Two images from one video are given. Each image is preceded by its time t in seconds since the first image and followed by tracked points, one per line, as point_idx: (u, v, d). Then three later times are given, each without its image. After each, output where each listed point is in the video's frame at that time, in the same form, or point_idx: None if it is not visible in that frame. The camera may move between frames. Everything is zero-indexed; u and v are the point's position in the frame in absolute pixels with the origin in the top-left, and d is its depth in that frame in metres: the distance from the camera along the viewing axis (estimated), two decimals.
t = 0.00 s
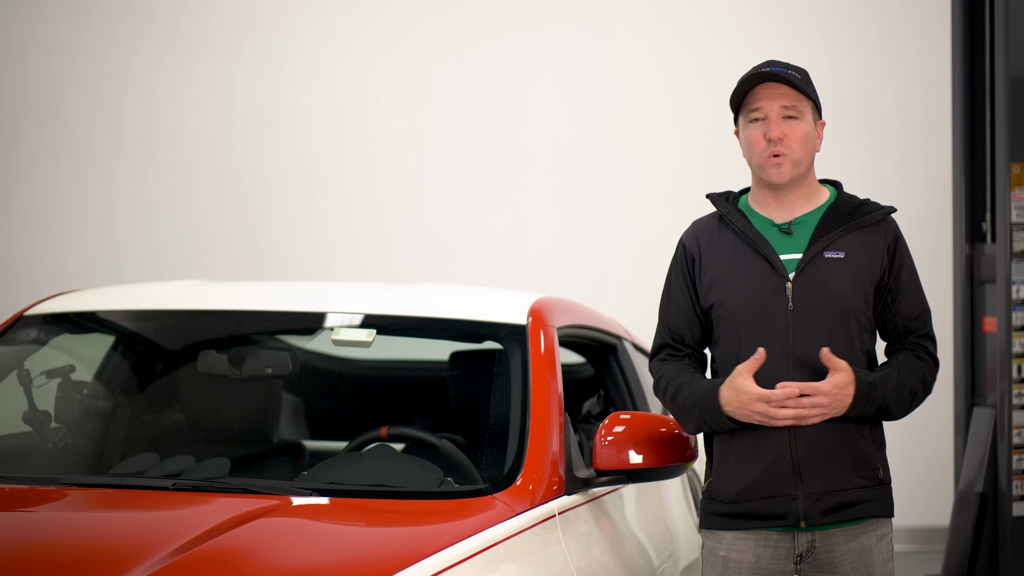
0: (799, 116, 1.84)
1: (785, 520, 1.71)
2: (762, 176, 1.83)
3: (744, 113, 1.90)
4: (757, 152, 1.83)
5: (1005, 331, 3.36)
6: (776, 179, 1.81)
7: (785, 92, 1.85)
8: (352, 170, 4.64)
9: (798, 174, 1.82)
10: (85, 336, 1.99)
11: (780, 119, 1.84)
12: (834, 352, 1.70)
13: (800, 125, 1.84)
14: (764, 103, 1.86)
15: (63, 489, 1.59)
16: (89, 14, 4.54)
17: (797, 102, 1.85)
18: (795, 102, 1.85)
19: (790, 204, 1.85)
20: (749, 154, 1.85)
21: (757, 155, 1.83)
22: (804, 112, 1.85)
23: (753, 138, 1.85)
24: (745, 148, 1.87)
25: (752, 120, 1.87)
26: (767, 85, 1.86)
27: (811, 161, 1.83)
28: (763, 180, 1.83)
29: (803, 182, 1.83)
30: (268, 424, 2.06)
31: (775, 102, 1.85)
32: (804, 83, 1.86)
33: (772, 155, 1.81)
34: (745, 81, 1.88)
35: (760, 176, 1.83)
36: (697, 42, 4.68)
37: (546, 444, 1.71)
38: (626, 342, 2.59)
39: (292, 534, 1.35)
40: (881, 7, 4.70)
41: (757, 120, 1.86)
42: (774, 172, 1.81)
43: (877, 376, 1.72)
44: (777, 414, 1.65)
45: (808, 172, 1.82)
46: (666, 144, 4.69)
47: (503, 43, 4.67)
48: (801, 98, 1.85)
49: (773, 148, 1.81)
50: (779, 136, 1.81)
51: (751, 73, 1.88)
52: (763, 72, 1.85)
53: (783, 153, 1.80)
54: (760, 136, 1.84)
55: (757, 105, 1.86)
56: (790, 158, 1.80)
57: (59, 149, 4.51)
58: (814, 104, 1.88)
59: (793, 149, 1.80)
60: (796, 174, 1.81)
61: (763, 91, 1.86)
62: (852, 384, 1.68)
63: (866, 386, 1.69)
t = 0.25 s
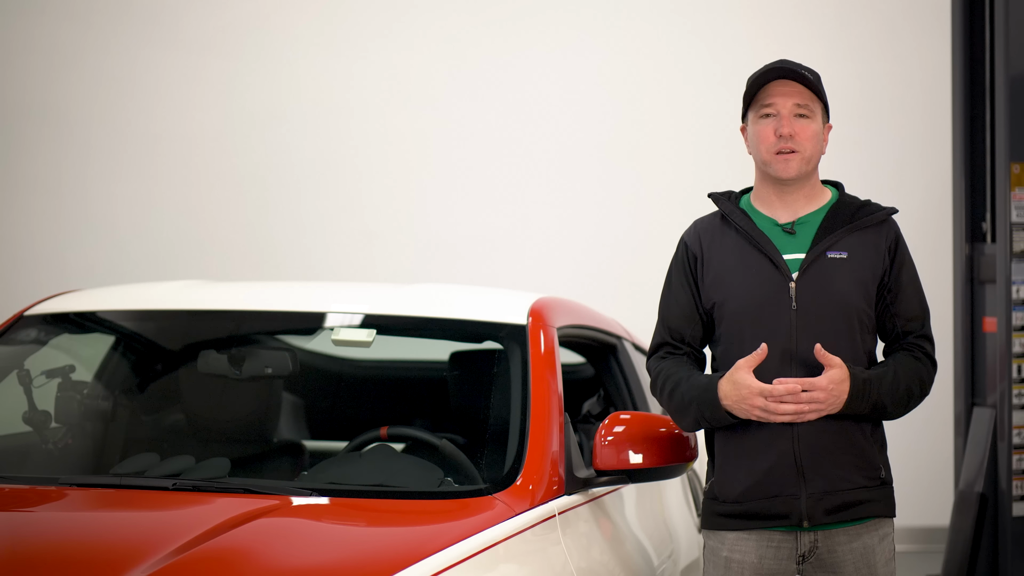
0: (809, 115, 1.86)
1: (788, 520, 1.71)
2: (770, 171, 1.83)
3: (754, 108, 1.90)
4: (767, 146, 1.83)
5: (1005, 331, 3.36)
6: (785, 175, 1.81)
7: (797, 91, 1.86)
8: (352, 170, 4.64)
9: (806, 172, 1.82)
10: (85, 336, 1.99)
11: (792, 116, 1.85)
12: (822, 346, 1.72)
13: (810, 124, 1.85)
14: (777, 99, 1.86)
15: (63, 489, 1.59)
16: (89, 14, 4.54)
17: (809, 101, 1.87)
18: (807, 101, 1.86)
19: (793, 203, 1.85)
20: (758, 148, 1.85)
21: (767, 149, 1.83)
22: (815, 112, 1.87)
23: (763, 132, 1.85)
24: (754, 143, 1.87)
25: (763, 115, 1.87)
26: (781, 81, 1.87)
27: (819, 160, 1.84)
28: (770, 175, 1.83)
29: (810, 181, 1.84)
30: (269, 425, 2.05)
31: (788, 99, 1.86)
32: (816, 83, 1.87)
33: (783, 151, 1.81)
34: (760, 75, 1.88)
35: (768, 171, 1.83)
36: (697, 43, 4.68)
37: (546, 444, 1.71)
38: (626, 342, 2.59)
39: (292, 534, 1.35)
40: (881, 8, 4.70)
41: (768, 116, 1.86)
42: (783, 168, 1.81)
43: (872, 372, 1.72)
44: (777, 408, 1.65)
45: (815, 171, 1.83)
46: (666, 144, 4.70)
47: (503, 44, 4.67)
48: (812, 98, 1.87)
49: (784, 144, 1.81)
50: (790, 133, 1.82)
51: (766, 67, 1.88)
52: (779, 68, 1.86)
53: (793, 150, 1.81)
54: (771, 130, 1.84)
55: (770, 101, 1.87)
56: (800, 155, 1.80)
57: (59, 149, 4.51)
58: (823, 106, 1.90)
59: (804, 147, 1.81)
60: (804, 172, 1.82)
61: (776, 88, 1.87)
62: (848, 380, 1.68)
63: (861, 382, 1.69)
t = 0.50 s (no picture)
0: (815, 116, 1.86)
1: (788, 518, 1.71)
2: (775, 170, 1.82)
3: (761, 107, 1.89)
4: (773, 145, 1.83)
5: (1005, 332, 3.36)
6: (789, 174, 1.81)
7: (803, 91, 1.87)
8: (352, 170, 4.64)
9: (810, 172, 1.82)
10: (85, 336, 1.99)
11: (798, 115, 1.85)
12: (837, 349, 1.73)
13: (815, 124, 1.85)
14: (783, 98, 1.86)
15: (63, 489, 1.59)
16: (89, 13, 4.54)
17: (814, 102, 1.87)
18: (812, 101, 1.87)
19: (796, 203, 1.85)
20: (763, 146, 1.84)
21: (773, 148, 1.82)
22: (820, 113, 1.87)
23: (769, 131, 1.84)
24: (759, 141, 1.87)
25: (769, 114, 1.87)
26: (788, 81, 1.87)
27: (823, 161, 1.84)
28: (775, 174, 1.83)
29: (814, 181, 1.84)
30: (268, 425, 2.04)
31: (794, 99, 1.86)
32: (822, 84, 1.88)
33: (788, 150, 1.81)
34: (767, 73, 1.88)
35: (772, 170, 1.83)
36: (697, 43, 4.68)
37: (546, 444, 1.71)
38: (626, 342, 2.59)
39: (291, 534, 1.35)
40: (881, 8, 4.70)
41: (774, 115, 1.86)
42: (788, 167, 1.81)
43: (880, 378, 1.72)
44: (783, 413, 1.66)
45: (819, 171, 1.83)
46: (666, 144, 4.70)
47: (504, 43, 4.67)
48: (817, 98, 1.88)
49: (789, 143, 1.81)
50: (797, 132, 1.82)
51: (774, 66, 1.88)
52: (787, 67, 1.86)
53: (799, 149, 1.81)
54: (778, 129, 1.84)
55: (776, 100, 1.87)
56: (805, 154, 1.80)
57: (59, 148, 4.51)
58: (828, 107, 1.91)
59: (809, 146, 1.81)
60: (809, 172, 1.81)
61: (783, 87, 1.87)
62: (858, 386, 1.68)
63: (869, 388, 1.70)
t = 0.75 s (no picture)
0: (810, 115, 1.85)
1: (788, 517, 1.72)
2: (772, 173, 1.82)
3: (756, 111, 1.89)
4: (769, 149, 1.83)
5: (1005, 332, 3.36)
6: (786, 176, 1.81)
7: (796, 92, 1.86)
8: (353, 170, 4.64)
9: (808, 173, 1.81)
10: (85, 336, 1.99)
11: (792, 117, 1.84)
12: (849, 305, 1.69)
13: (811, 123, 1.84)
14: (776, 102, 1.86)
15: (63, 489, 1.59)
16: (89, 13, 4.54)
17: (809, 101, 1.86)
18: (807, 101, 1.85)
19: (799, 202, 1.84)
20: (760, 151, 1.85)
21: (769, 152, 1.82)
22: (816, 112, 1.86)
23: (764, 135, 1.84)
24: (756, 146, 1.87)
25: (764, 118, 1.87)
26: (781, 83, 1.86)
27: (821, 160, 1.83)
28: (773, 177, 1.83)
29: (813, 181, 1.83)
30: (268, 425, 2.04)
31: (788, 101, 1.85)
32: (816, 83, 1.86)
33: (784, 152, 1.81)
34: (759, 78, 1.87)
35: (770, 173, 1.83)
36: (697, 42, 4.68)
37: (546, 444, 1.71)
38: (626, 342, 2.59)
39: (291, 534, 1.35)
40: (881, 8, 4.70)
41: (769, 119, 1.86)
42: (784, 170, 1.81)
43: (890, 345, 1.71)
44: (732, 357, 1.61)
45: (817, 170, 1.82)
46: (666, 144, 4.70)
47: (504, 43, 4.66)
48: (812, 97, 1.86)
49: (784, 145, 1.81)
50: (791, 134, 1.81)
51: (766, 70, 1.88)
52: (778, 70, 1.85)
53: (794, 150, 1.80)
54: (772, 133, 1.83)
55: (770, 104, 1.86)
56: (801, 155, 1.80)
57: (60, 148, 4.51)
58: (825, 105, 1.89)
59: (804, 147, 1.80)
60: (806, 172, 1.81)
61: (776, 90, 1.87)
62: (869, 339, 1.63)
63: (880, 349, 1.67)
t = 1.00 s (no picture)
0: (801, 117, 1.84)
1: (787, 517, 1.72)
2: (765, 176, 1.83)
3: (748, 115, 1.90)
4: (760, 154, 1.84)
5: (1005, 332, 3.36)
6: (778, 180, 1.81)
7: (785, 93, 1.85)
8: (352, 170, 4.64)
9: (800, 174, 1.81)
10: (85, 336, 1.99)
11: (782, 120, 1.84)
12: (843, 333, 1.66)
13: (802, 125, 1.83)
14: (766, 105, 1.86)
15: (63, 489, 1.59)
16: (89, 13, 4.54)
17: (800, 102, 1.85)
18: (797, 103, 1.85)
19: (796, 203, 1.84)
20: (752, 155, 1.86)
21: (759, 156, 1.83)
22: (807, 113, 1.85)
23: (755, 140, 1.85)
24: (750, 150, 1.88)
25: (755, 123, 1.87)
26: (770, 86, 1.86)
27: (814, 160, 1.83)
28: (766, 180, 1.84)
29: (807, 181, 1.83)
30: (269, 424, 2.06)
31: (778, 104, 1.85)
32: (806, 83, 1.85)
33: (775, 156, 1.81)
34: (749, 82, 1.87)
35: (762, 177, 1.84)
36: (697, 42, 4.68)
37: (546, 443, 1.71)
38: (626, 342, 2.60)
39: (291, 534, 1.35)
40: (881, 8, 4.70)
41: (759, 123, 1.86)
42: (775, 173, 1.81)
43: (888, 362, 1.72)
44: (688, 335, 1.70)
45: (810, 172, 1.82)
46: (666, 144, 4.70)
47: (504, 43, 4.66)
48: (802, 98, 1.85)
49: (774, 150, 1.81)
50: (781, 138, 1.81)
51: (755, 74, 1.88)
52: (765, 74, 1.85)
53: (784, 154, 1.80)
54: (762, 138, 1.84)
55: (760, 108, 1.86)
56: (791, 158, 1.80)
57: (60, 148, 4.51)
58: (818, 104, 1.87)
59: (795, 150, 1.80)
60: (799, 174, 1.81)
61: (766, 93, 1.86)
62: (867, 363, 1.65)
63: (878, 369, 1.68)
